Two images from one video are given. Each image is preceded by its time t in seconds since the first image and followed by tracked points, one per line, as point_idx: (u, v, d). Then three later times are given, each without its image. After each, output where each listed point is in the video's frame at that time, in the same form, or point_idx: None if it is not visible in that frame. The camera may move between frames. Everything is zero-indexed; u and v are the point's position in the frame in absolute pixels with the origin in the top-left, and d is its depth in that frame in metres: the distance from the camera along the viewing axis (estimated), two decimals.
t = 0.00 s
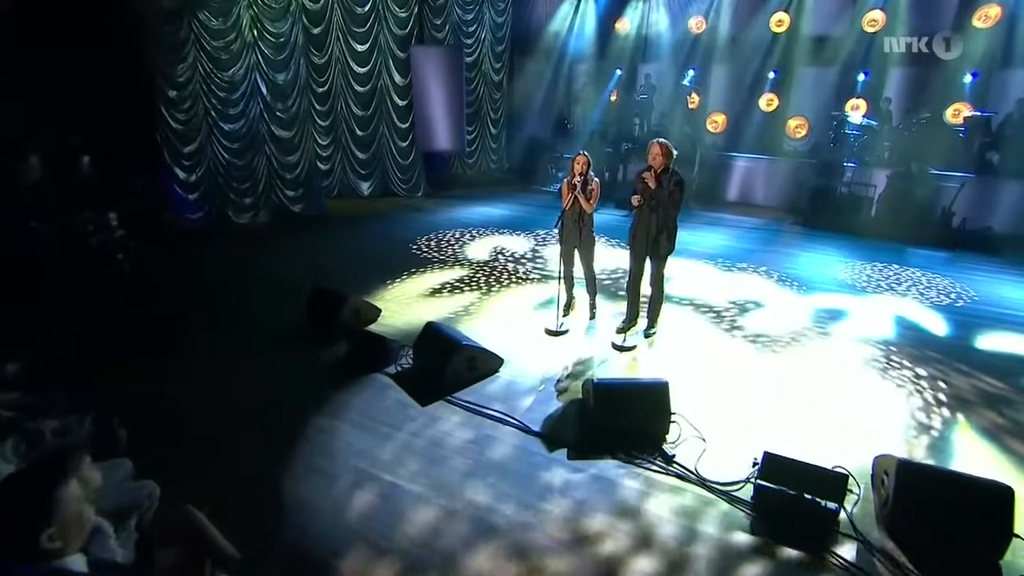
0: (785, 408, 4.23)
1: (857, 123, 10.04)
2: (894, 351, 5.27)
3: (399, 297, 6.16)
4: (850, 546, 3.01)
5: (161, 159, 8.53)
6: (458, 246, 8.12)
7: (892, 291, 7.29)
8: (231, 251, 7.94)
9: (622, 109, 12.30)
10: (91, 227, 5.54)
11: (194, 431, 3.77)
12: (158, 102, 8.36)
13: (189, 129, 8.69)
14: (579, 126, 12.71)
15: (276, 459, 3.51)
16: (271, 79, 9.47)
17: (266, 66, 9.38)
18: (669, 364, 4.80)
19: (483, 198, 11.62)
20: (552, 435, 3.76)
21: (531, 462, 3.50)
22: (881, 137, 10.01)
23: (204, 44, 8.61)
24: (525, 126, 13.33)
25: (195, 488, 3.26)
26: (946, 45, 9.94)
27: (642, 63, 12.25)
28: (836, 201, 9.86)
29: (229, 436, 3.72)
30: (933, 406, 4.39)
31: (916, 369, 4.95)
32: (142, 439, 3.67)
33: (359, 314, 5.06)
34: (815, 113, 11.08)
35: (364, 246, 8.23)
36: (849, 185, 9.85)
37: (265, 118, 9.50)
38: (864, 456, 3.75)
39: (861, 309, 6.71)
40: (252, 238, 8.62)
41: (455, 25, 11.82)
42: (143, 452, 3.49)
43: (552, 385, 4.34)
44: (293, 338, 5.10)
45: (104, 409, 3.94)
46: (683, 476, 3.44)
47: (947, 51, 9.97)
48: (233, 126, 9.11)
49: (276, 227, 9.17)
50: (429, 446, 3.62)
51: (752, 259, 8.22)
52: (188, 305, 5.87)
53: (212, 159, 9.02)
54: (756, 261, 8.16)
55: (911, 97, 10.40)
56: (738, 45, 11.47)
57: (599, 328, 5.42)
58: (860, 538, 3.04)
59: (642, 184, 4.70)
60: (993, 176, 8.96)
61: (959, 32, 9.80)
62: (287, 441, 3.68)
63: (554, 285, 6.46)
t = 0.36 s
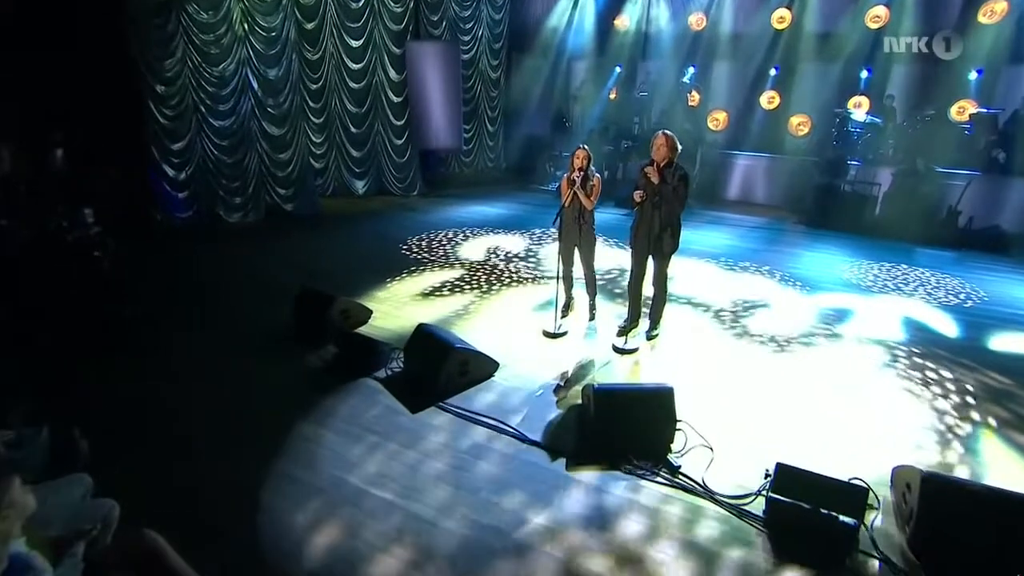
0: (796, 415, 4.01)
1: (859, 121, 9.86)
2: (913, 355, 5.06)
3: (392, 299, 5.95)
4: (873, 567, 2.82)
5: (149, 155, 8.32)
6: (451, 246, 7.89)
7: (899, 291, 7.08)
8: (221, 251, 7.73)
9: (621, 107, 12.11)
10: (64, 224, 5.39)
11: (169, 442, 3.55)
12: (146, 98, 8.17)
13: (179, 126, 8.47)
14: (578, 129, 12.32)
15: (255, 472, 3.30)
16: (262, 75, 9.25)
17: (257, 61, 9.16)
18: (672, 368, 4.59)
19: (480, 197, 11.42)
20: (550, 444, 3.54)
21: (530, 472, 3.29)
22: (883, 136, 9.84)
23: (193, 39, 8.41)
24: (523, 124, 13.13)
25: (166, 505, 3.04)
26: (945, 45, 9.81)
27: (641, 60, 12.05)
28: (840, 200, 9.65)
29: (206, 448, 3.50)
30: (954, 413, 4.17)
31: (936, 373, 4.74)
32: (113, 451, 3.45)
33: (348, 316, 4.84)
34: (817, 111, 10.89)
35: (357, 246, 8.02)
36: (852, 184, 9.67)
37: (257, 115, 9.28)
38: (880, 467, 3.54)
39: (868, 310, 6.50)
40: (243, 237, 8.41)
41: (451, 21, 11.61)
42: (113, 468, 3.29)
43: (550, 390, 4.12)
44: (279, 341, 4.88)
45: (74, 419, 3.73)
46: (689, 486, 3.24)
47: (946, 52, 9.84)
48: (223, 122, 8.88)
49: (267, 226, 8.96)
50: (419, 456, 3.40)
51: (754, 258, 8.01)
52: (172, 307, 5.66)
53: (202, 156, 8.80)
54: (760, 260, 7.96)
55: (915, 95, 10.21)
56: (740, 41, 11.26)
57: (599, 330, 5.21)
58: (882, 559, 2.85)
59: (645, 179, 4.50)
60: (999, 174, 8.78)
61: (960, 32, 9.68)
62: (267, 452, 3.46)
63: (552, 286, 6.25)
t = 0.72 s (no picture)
0: (806, 428, 3.79)
1: (859, 123, 9.64)
2: (939, 361, 4.84)
3: (381, 306, 5.73)
4: None
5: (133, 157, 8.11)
6: (442, 250, 7.67)
7: (903, 294, 6.89)
8: (208, 254, 7.52)
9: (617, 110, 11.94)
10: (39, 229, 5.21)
11: (135, 462, 3.31)
12: (132, 99, 7.96)
13: (165, 128, 8.26)
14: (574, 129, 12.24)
15: (225, 495, 3.06)
16: (251, 76, 9.04)
17: (246, 62, 8.95)
18: (674, 377, 4.37)
19: (474, 200, 11.24)
20: (545, 460, 3.32)
21: (523, 491, 3.07)
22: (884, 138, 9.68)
23: (180, 39, 8.21)
24: (518, 127, 12.96)
25: (126, 535, 2.80)
26: (945, 46, 9.70)
27: (637, 62, 11.89)
28: (840, 203, 9.48)
29: (176, 467, 3.28)
30: (973, 424, 3.95)
31: (955, 380, 4.53)
32: (74, 472, 3.21)
33: (334, 323, 4.61)
34: (816, 113, 10.76)
35: (346, 250, 7.82)
36: (852, 186, 9.51)
37: (245, 116, 9.07)
38: (896, 481, 3.33)
39: (871, 314, 6.30)
40: (231, 241, 8.20)
41: (446, 23, 11.45)
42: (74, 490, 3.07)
43: (545, 401, 3.90)
44: (260, 350, 4.64)
45: (37, 437, 3.51)
46: (694, 505, 3.03)
47: (946, 52, 9.73)
48: (210, 124, 8.66)
49: (256, 230, 8.75)
50: (404, 474, 3.16)
51: (755, 262, 7.83)
52: (150, 316, 5.42)
53: (189, 159, 8.58)
54: (760, 264, 7.77)
55: (914, 96, 10.08)
56: (738, 43, 11.11)
57: (596, 337, 5.00)
58: None
59: (645, 178, 4.30)
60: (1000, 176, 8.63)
61: (960, 33, 9.56)
62: (240, 472, 3.23)
63: (547, 292, 6.04)
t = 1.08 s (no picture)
0: (817, 445, 3.57)
1: (856, 129, 9.50)
2: (982, 381, 4.55)
3: (368, 316, 5.52)
4: None
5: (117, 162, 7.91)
6: (431, 259, 7.46)
7: (905, 302, 6.71)
8: (191, 262, 7.31)
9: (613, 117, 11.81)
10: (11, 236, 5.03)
11: (100, 483, 3.11)
12: (115, 104, 7.78)
13: (151, 134, 8.09)
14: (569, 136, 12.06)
15: (192, 520, 2.84)
16: (239, 81, 8.86)
17: (234, 67, 8.77)
18: (674, 389, 4.17)
19: (468, 208, 11.07)
20: (538, 480, 3.10)
21: (514, 513, 2.86)
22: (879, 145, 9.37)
23: (166, 42, 8.05)
24: (513, 134, 12.81)
25: (85, 561, 2.61)
26: (945, 46, 9.58)
27: (632, 70, 11.78)
28: (839, 209, 9.33)
29: (143, 486, 3.08)
30: (991, 437, 3.75)
31: (989, 396, 4.27)
32: (33, 496, 3.01)
33: (318, 333, 4.38)
34: (813, 120, 10.67)
35: (334, 258, 7.62)
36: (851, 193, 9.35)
37: (233, 122, 8.89)
38: (911, 499, 3.13)
39: (873, 322, 6.10)
40: (216, 249, 7.98)
41: (440, 30, 11.34)
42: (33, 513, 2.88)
43: (537, 415, 3.69)
44: (238, 363, 4.42)
45: None
46: (698, 528, 2.82)
47: (946, 52, 9.61)
48: (196, 129, 8.47)
49: (244, 238, 8.53)
50: (385, 496, 2.94)
51: (754, 269, 7.65)
52: (126, 327, 5.20)
53: (174, 165, 8.39)
54: (760, 271, 7.59)
55: (911, 103, 9.98)
56: (734, 50, 11.02)
57: (591, 347, 4.82)
58: None
59: (642, 181, 4.12)
60: (1000, 182, 8.50)
61: (961, 33, 9.43)
62: (210, 495, 3.01)
63: (542, 301, 5.84)
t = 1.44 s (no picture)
0: (830, 460, 3.36)
1: (854, 135, 9.40)
2: (1008, 389, 4.37)
3: (355, 325, 5.31)
4: None
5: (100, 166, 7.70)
6: (419, 267, 7.25)
7: (907, 308, 6.53)
8: (174, 269, 7.08)
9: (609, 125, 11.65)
10: None
11: (57, 502, 2.87)
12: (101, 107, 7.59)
13: (137, 138, 7.88)
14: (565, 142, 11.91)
15: (153, 547, 2.59)
16: (228, 84, 8.66)
17: (223, 69, 8.58)
18: (675, 401, 3.96)
19: (462, 215, 10.88)
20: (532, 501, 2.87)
21: (504, 538, 2.64)
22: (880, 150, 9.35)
23: (153, 44, 7.86)
24: (508, 141, 12.65)
25: None
26: (945, 45, 9.46)
27: (628, 76, 11.67)
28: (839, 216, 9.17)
29: (103, 506, 2.85)
30: (1011, 452, 3.55)
31: (1013, 408, 4.07)
32: None
33: (300, 342, 4.19)
34: (811, 126, 10.56)
35: (322, 265, 7.41)
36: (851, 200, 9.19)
37: (222, 126, 8.69)
38: (932, 520, 2.92)
39: (876, 328, 5.91)
40: (202, 256, 7.76)
41: (434, 35, 11.23)
42: None
43: (530, 428, 3.47)
44: (214, 373, 4.18)
45: None
46: (702, 553, 2.62)
47: (946, 51, 9.50)
48: (183, 133, 8.25)
49: (231, 245, 8.30)
50: (366, 520, 2.71)
51: (754, 276, 7.46)
52: (100, 337, 4.95)
53: (161, 170, 8.18)
54: (760, 278, 7.41)
55: (910, 109, 9.87)
56: (731, 56, 10.92)
57: (588, 356, 4.62)
58: None
59: (641, 183, 3.94)
60: (1001, 188, 8.37)
61: (960, 31, 9.30)
62: (174, 518, 2.77)
63: (534, 310, 5.64)
